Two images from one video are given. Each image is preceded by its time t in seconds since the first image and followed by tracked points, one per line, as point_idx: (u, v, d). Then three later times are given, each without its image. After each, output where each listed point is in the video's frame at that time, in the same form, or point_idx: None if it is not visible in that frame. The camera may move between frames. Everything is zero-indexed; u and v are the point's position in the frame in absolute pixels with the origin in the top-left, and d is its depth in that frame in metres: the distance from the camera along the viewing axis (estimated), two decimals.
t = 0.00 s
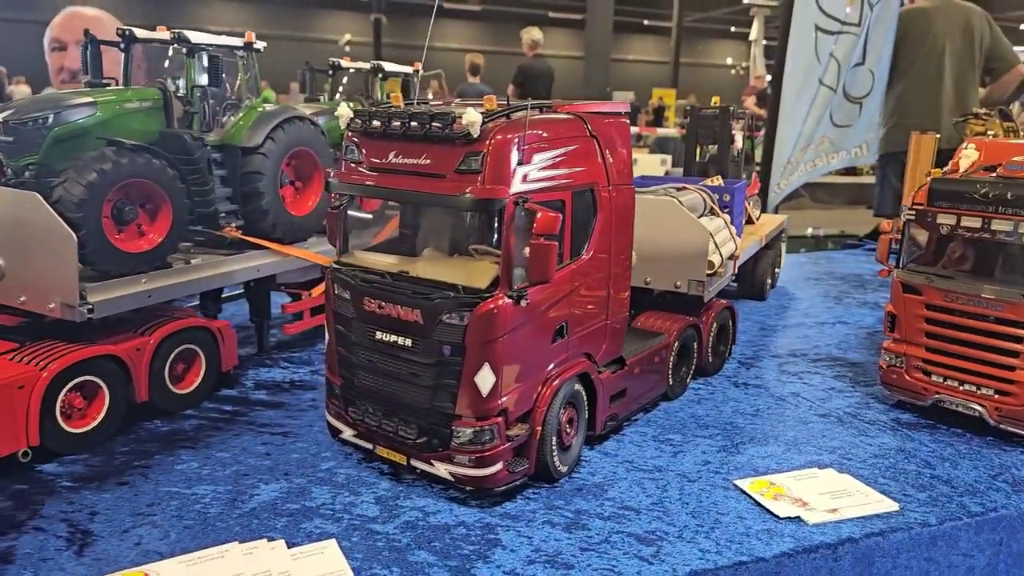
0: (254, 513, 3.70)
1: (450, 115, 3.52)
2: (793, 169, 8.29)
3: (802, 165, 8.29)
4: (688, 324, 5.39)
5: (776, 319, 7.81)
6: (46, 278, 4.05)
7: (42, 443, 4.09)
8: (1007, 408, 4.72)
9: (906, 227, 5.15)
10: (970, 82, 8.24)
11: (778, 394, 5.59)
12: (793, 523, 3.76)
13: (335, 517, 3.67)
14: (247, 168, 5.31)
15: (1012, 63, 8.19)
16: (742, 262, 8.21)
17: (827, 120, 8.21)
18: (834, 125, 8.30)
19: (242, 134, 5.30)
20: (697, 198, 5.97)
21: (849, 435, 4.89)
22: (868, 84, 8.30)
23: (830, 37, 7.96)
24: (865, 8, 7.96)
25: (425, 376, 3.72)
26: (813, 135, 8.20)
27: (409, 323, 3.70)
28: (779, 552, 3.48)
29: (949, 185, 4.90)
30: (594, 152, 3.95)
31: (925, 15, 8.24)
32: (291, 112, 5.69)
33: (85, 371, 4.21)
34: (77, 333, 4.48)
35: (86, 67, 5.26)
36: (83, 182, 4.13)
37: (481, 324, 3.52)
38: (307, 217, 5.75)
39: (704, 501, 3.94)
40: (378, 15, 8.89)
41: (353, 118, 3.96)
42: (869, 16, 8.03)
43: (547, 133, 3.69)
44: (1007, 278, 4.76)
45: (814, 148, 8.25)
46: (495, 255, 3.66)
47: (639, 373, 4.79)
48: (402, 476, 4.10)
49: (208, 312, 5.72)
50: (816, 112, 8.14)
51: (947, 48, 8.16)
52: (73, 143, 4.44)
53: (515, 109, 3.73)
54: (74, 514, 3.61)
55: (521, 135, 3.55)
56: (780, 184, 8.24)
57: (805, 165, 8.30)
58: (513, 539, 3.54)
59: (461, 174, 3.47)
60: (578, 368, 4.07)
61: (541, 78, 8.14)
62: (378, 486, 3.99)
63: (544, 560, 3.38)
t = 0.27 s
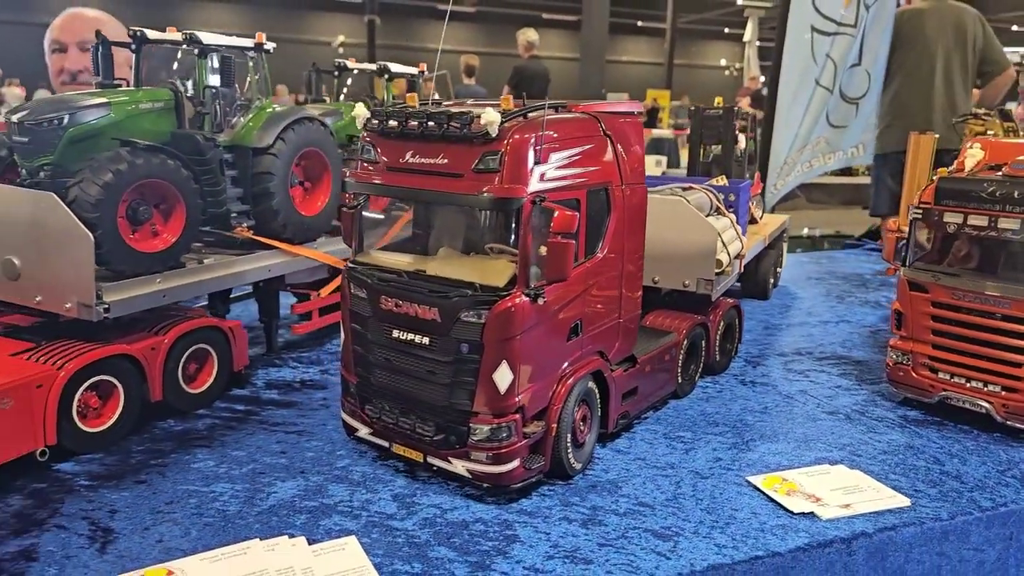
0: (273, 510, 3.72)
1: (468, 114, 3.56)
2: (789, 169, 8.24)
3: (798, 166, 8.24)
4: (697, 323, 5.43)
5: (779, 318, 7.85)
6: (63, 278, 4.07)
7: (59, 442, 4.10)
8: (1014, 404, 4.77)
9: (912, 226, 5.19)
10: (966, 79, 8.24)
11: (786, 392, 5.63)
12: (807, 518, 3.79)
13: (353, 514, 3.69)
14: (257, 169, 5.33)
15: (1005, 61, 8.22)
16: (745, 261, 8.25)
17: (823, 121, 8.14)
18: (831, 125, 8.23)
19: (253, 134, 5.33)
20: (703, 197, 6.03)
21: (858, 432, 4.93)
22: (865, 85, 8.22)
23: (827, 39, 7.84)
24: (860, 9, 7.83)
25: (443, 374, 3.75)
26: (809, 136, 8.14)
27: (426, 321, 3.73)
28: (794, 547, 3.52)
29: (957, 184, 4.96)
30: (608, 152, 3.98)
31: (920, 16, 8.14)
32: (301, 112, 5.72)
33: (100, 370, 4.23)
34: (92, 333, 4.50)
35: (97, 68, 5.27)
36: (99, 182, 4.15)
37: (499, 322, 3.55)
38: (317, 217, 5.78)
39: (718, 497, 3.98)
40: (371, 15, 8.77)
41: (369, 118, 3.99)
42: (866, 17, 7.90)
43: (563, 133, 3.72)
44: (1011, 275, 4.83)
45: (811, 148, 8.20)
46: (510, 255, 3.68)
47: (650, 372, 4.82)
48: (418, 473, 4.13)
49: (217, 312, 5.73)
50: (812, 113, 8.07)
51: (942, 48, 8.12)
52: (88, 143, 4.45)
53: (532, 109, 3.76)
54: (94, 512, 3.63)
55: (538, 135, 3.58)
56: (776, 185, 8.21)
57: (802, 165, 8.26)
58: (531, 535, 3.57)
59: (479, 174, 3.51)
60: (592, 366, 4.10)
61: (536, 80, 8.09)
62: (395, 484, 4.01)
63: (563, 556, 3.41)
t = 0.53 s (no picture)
0: (292, 504, 3.76)
1: (485, 112, 3.60)
2: (787, 169, 8.26)
3: (796, 165, 8.26)
4: (705, 320, 5.48)
5: (783, 316, 7.90)
6: (81, 276, 4.11)
7: (78, 439, 4.13)
8: (1019, 399, 4.82)
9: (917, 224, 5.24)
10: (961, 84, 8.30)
11: (793, 388, 5.68)
12: (818, 511, 3.84)
13: (372, 508, 3.73)
14: (269, 168, 5.36)
15: (1000, 66, 8.30)
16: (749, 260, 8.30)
17: (820, 121, 8.20)
18: (828, 125, 8.31)
19: (265, 133, 5.37)
20: (709, 196, 6.08)
21: (865, 426, 4.99)
22: (861, 85, 8.34)
23: (825, 39, 7.91)
24: (858, 10, 7.96)
25: (460, 369, 3.80)
26: (807, 135, 8.18)
27: (443, 317, 3.77)
28: (808, 538, 3.56)
29: (963, 181, 5.02)
30: (621, 150, 4.03)
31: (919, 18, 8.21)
32: (312, 111, 5.76)
33: (118, 367, 4.26)
34: (108, 330, 4.53)
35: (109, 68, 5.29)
36: (116, 181, 4.18)
37: (516, 317, 3.59)
38: (327, 216, 5.82)
39: (730, 490, 4.03)
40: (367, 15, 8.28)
41: (385, 116, 4.03)
42: (863, 18, 8.04)
43: (578, 130, 3.77)
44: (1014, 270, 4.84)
45: (809, 148, 8.24)
46: (527, 251, 3.73)
47: (661, 367, 4.87)
48: (433, 468, 4.18)
49: (226, 311, 5.76)
50: (810, 112, 8.11)
51: (941, 50, 8.17)
52: (104, 142, 4.48)
53: (548, 107, 3.80)
54: (115, 507, 3.66)
55: (554, 133, 3.62)
56: (774, 184, 8.22)
57: (799, 164, 8.29)
58: (548, 527, 3.61)
59: (496, 171, 3.56)
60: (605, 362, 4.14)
61: (534, 80, 8.08)
62: (411, 479, 4.06)
63: (580, 548, 3.45)
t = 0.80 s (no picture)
0: (316, 496, 3.83)
1: (506, 111, 3.67)
2: (784, 170, 7.95)
3: (793, 166, 7.95)
4: (714, 316, 5.55)
5: (788, 314, 7.99)
6: (104, 272, 4.17)
7: (102, 433, 4.19)
8: None
9: (922, 222, 5.33)
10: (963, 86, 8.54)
11: (800, 383, 5.76)
12: (831, 501, 3.92)
13: (394, 500, 3.80)
14: (284, 166, 5.43)
15: (998, 70, 8.59)
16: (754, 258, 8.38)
17: (818, 121, 7.88)
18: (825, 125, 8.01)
19: (280, 132, 5.44)
20: (716, 194, 6.17)
21: (873, 420, 5.07)
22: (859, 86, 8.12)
23: (823, 39, 7.63)
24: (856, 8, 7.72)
25: (480, 363, 3.87)
26: (804, 136, 7.85)
27: (464, 312, 3.85)
28: (822, 526, 3.64)
29: (967, 179, 5.08)
30: (636, 147, 4.11)
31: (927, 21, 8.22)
32: (325, 110, 5.82)
33: (140, 362, 4.32)
34: (128, 326, 4.59)
35: (126, 67, 5.34)
36: (139, 178, 4.24)
37: (536, 312, 3.67)
38: (340, 214, 5.90)
39: (744, 482, 4.11)
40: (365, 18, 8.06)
41: (405, 115, 4.10)
42: (861, 18, 7.78)
43: (597, 129, 3.84)
44: (1019, 267, 4.92)
45: (806, 148, 7.93)
46: (545, 248, 3.73)
47: (672, 362, 4.94)
48: (451, 461, 4.25)
49: (240, 308, 5.82)
50: (808, 112, 7.78)
51: (949, 55, 8.29)
52: (124, 141, 4.54)
53: (567, 106, 3.86)
54: (142, 499, 3.72)
55: (574, 131, 3.69)
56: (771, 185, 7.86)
57: (796, 165, 8.00)
58: (568, 518, 3.69)
59: (516, 168, 3.63)
60: (620, 356, 4.21)
61: (530, 80, 8.08)
62: (431, 472, 4.13)
63: (601, 537, 3.53)
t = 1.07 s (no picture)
0: (342, 488, 3.92)
1: (528, 112, 3.77)
2: (784, 168, 8.04)
3: (792, 164, 8.06)
4: (724, 313, 5.65)
5: (792, 311, 8.09)
6: (131, 271, 4.25)
7: (130, 428, 4.27)
8: None
9: (928, 219, 5.45)
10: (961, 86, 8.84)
11: (808, 379, 5.87)
12: (843, 492, 4.02)
13: (419, 492, 3.89)
14: (302, 166, 5.51)
15: (992, 72, 8.98)
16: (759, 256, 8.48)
17: (816, 121, 8.01)
18: (823, 125, 8.15)
19: (298, 132, 5.52)
20: (724, 193, 6.27)
21: (881, 414, 5.17)
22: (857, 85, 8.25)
23: (820, 40, 7.73)
24: (853, 10, 7.82)
25: (502, 358, 3.97)
26: (802, 135, 7.98)
27: (486, 309, 3.94)
28: (836, 516, 3.74)
29: (973, 178, 5.21)
30: (653, 147, 4.21)
31: (930, 22, 8.39)
32: (340, 111, 5.91)
33: (166, 359, 4.41)
34: (153, 324, 4.67)
35: (146, 69, 5.43)
36: (165, 178, 4.33)
37: (557, 308, 3.76)
38: (354, 214, 6.00)
39: (759, 474, 4.21)
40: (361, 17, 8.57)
41: (427, 116, 4.19)
42: (857, 18, 7.90)
43: (616, 129, 3.93)
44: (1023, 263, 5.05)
45: (805, 147, 8.05)
46: (568, 246, 3.84)
47: (685, 358, 5.04)
48: (472, 454, 4.35)
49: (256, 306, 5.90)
50: (806, 112, 7.90)
51: (951, 55, 8.47)
52: (148, 141, 4.63)
53: (587, 107, 3.93)
54: (172, 492, 3.80)
55: (594, 131, 3.77)
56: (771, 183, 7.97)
57: (796, 164, 8.09)
58: (589, 508, 3.79)
59: (538, 168, 3.71)
60: (637, 352, 4.30)
61: (528, 80, 8.13)
62: (453, 465, 4.22)
63: (622, 527, 3.62)
